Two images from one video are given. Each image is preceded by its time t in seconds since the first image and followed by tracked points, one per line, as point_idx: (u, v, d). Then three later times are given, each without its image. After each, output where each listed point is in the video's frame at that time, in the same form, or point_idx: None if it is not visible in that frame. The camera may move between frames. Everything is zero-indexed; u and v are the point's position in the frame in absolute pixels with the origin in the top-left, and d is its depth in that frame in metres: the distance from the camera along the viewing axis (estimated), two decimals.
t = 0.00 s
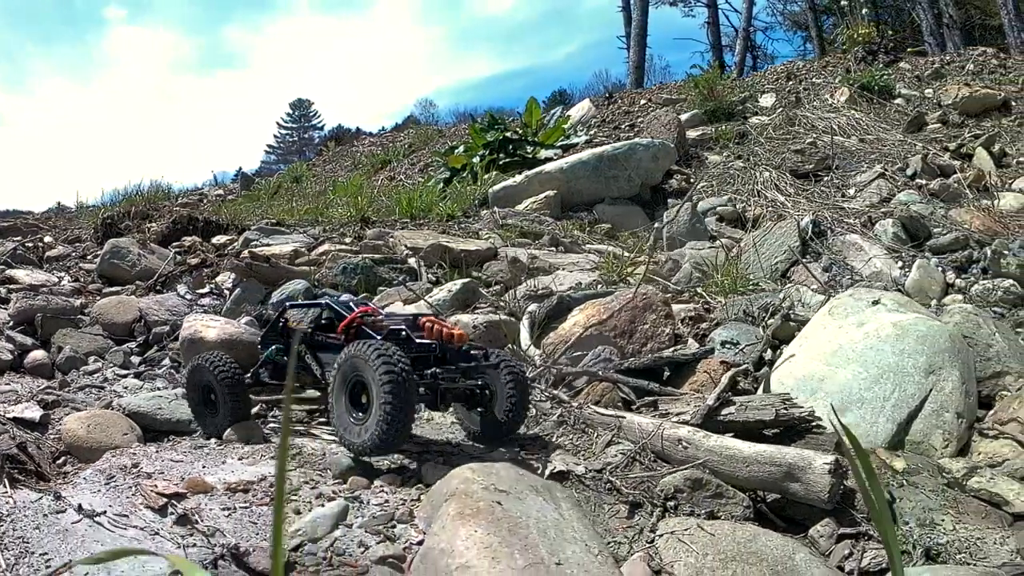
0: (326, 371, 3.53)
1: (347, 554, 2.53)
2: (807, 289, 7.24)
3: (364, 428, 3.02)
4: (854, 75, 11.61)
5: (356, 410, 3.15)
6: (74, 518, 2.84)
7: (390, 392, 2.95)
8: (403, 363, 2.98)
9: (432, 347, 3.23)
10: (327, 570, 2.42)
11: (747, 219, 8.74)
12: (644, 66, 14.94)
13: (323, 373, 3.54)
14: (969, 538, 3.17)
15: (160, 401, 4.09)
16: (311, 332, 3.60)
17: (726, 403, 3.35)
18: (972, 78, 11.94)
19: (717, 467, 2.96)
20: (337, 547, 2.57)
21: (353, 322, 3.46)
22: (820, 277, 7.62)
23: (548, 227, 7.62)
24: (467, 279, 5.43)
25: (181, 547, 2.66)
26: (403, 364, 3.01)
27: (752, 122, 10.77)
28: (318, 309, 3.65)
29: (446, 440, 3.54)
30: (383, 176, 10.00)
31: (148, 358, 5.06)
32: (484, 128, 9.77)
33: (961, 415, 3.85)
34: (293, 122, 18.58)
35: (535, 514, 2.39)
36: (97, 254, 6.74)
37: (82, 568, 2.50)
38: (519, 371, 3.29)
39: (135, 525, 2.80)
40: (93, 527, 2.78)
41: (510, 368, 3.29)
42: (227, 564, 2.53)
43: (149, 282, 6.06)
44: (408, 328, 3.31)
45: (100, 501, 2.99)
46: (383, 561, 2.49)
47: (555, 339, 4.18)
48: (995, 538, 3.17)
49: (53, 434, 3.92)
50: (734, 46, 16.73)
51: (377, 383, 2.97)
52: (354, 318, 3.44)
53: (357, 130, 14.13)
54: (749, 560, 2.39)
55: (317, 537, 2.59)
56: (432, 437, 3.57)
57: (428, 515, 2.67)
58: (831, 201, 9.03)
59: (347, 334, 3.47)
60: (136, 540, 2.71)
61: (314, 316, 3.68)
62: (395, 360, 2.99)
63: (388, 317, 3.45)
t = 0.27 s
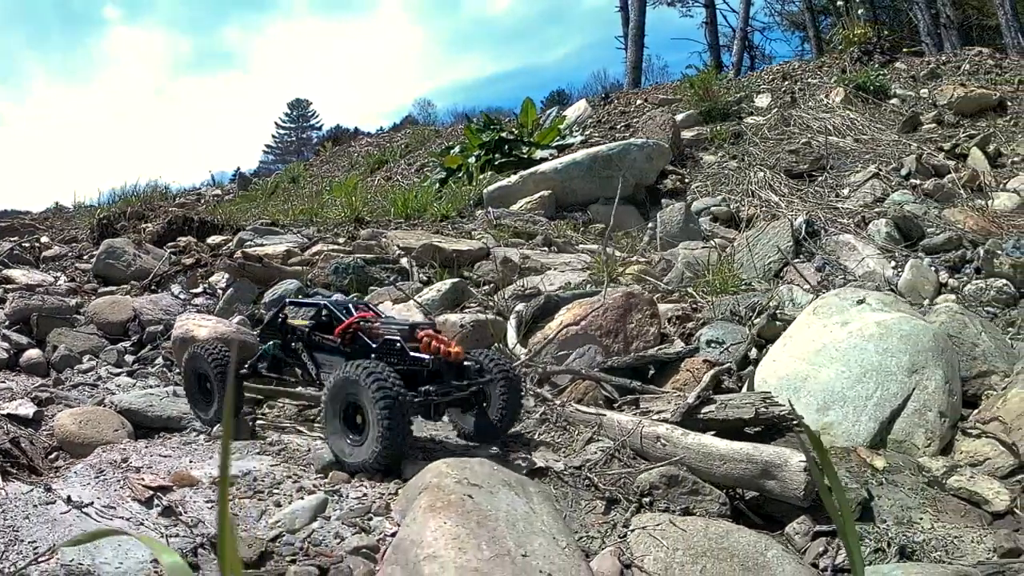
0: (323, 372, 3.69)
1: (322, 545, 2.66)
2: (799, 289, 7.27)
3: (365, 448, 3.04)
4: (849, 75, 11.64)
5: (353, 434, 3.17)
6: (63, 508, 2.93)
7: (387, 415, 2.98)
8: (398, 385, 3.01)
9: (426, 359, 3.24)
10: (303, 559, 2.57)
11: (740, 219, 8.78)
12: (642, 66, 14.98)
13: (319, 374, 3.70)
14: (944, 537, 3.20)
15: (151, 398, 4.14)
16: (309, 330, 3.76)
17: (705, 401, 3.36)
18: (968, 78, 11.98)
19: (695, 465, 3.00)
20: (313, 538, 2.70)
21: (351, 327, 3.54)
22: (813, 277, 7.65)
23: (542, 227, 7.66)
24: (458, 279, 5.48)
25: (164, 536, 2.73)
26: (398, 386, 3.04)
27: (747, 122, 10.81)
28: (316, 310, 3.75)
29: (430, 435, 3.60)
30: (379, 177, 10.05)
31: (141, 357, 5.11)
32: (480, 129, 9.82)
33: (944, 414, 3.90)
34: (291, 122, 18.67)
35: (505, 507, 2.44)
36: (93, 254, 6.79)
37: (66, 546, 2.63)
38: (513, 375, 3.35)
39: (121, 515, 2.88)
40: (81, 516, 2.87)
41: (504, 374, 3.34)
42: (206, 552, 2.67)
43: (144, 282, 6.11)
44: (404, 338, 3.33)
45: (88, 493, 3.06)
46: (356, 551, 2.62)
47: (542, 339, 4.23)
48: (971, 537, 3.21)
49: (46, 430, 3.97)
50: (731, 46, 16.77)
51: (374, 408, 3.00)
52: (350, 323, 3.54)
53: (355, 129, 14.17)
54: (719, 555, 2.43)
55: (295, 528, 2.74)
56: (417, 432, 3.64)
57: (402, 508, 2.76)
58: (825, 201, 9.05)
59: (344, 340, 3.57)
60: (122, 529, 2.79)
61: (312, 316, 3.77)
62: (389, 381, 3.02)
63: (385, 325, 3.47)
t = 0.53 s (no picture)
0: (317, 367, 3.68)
1: (300, 536, 2.74)
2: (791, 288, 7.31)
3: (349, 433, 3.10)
4: (845, 75, 11.69)
5: (340, 416, 3.22)
6: (53, 499, 3.05)
7: (374, 400, 3.02)
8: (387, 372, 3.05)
9: (419, 353, 3.32)
10: (280, 549, 2.65)
11: (734, 219, 8.82)
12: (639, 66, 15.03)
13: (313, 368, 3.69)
14: (919, 537, 3.15)
15: (143, 395, 4.20)
16: (305, 324, 3.75)
17: (685, 399, 3.41)
18: (963, 78, 12.02)
19: (674, 464, 3.04)
20: (291, 530, 2.78)
21: (345, 322, 3.54)
22: (806, 276, 7.68)
23: (536, 227, 7.70)
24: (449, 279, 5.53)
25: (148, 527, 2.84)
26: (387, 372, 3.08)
27: (742, 122, 10.86)
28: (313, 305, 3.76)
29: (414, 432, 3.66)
30: (376, 177, 10.11)
31: (135, 356, 5.17)
32: (475, 129, 9.87)
33: (926, 414, 3.93)
34: (290, 121, 18.76)
35: (476, 502, 2.48)
36: (89, 254, 6.85)
37: (51, 534, 2.76)
38: (508, 375, 3.35)
39: (109, 507, 2.99)
40: (70, 507, 2.98)
41: (499, 372, 3.35)
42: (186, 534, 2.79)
43: (139, 282, 6.17)
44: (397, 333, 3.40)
45: (76, 487, 3.16)
46: (332, 542, 2.68)
47: (529, 338, 4.28)
48: (948, 535, 3.21)
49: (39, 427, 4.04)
50: (729, 46, 16.82)
51: (362, 392, 3.04)
52: (345, 318, 3.54)
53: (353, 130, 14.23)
54: (690, 551, 2.48)
55: (275, 520, 2.81)
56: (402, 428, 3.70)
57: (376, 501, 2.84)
58: (818, 201, 9.09)
59: (338, 334, 3.56)
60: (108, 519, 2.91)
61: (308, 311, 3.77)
62: (378, 368, 3.06)
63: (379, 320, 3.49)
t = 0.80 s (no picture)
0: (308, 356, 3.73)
1: (272, 525, 2.84)
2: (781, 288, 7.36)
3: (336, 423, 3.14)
4: (839, 75, 11.74)
5: (329, 407, 3.28)
6: (40, 489, 3.19)
7: (358, 386, 3.06)
8: (372, 358, 3.08)
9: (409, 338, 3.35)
10: (253, 537, 2.75)
11: (725, 219, 8.89)
12: (635, 66, 15.09)
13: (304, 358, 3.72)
14: (888, 534, 3.21)
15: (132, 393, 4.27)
16: (297, 316, 3.83)
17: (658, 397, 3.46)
18: (957, 78, 12.07)
19: (644, 460, 3.11)
20: (265, 519, 2.88)
21: (336, 309, 3.67)
22: (796, 276, 7.73)
23: (528, 226, 7.76)
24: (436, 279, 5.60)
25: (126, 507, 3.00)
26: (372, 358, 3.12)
27: (736, 123, 10.92)
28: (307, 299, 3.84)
29: (395, 426, 3.75)
30: (371, 177, 10.19)
31: (127, 355, 5.25)
32: (470, 130, 9.93)
33: (903, 412, 3.97)
34: (287, 121, 18.85)
35: (441, 494, 2.56)
36: (84, 254, 6.92)
37: (35, 519, 2.89)
38: (499, 364, 3.40)
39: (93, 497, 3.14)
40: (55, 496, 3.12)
41: (490, 360, 3.40)
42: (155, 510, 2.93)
43: (132, 282, 6.24)
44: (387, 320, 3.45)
45: (64, 480, 3.29)
46: (302, 531, 2.78)
47: (511, 336, 4.34)
48: (917, 533, 3.25)
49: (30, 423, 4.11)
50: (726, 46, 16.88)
51: (347, 378, 3.08)
52: (337, 305, 3.67)
53: (350, 130, 14.30)
54: (652, 544, 2.54)
55: (249, 509, 2.92)
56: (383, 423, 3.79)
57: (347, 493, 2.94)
58: (810, 201, 9.14)
59: (329, 320, 3.68)
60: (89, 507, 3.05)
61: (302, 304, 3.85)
62: (363, 354, 3.10)
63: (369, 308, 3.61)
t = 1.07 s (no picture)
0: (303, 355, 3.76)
1: (253, 516, 2.93)
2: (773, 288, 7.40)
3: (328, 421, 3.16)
4: (835, 75, 11.77)
5: (323, 405, 3.30)
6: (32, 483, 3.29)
7: (351, 386, 3.05)
8: (366, 358, 3.08)
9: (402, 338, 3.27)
10: (234, 528, 2.85)
11: (719, 219, 8.93)
12: (633, 66, 15.13)
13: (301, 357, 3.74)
14: (863, 532, 3.23)
15: (124, 391, 4.34)
16: (294, 317, 3.86)
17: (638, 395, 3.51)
18: (953, 78, 12.11)
19: (621, 457, 3.17)
20: (247, 511, 2.96)
21: (332, 311, 3.61)
22: (789, 276, 7.77)
23: (521, 227, 7.81)
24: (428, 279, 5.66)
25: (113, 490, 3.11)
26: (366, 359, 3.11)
27: (731, 123, 10.96)
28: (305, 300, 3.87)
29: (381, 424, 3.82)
30: (368, 177, 10.25)
31: (121, 354, 5.30)
32: (466, 130, 9.97)
33: (885, 412, 3.99)
34: (285, 121, 18.91)
35: (416, 488, 2.66)
36: (80, 255, 6.98)
37: (25, 509, 2.98)
38: (495, 367, 3.33)
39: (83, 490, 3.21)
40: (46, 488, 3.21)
41: (486, 362, 3.34)
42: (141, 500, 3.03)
43: (128, 282, 6.29)
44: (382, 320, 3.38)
45: (56, 473, 3.40)
46: (281, 523, 2.87)
47: (499, 335, 4.40)
48: (892, 531, 3.27)
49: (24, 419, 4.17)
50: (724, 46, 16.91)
51: (340, 377, 3.08)
52: (333, 307, 3.60)
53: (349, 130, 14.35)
54: (624, 539, 2.62)
55: (232, 502, 3.00)
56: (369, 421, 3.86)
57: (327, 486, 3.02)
58: (804, 200, 9.18)
59: (326, 323, 3.63)
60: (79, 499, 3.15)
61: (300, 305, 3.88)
62: (357, 354, 3.10)
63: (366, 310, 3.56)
